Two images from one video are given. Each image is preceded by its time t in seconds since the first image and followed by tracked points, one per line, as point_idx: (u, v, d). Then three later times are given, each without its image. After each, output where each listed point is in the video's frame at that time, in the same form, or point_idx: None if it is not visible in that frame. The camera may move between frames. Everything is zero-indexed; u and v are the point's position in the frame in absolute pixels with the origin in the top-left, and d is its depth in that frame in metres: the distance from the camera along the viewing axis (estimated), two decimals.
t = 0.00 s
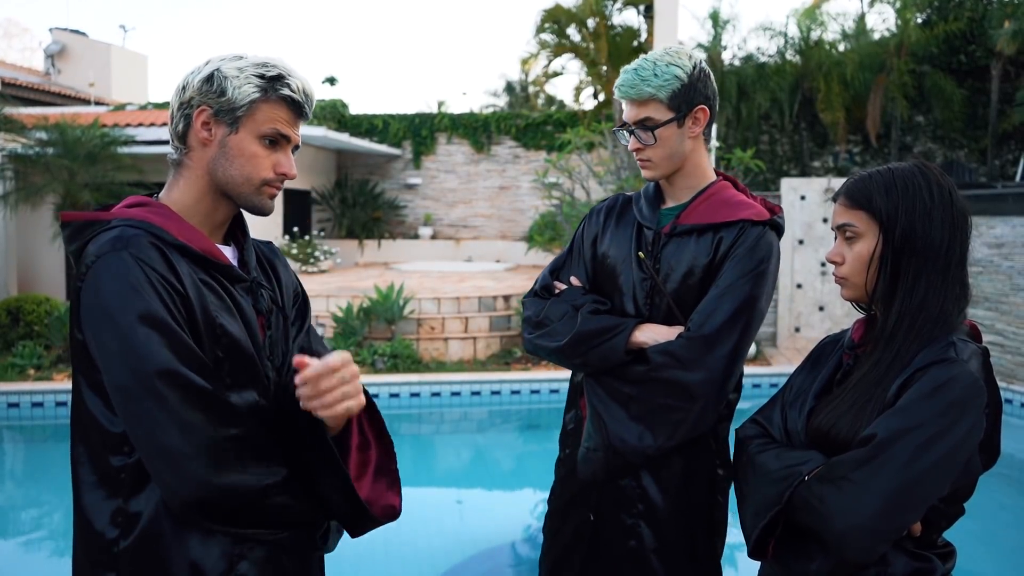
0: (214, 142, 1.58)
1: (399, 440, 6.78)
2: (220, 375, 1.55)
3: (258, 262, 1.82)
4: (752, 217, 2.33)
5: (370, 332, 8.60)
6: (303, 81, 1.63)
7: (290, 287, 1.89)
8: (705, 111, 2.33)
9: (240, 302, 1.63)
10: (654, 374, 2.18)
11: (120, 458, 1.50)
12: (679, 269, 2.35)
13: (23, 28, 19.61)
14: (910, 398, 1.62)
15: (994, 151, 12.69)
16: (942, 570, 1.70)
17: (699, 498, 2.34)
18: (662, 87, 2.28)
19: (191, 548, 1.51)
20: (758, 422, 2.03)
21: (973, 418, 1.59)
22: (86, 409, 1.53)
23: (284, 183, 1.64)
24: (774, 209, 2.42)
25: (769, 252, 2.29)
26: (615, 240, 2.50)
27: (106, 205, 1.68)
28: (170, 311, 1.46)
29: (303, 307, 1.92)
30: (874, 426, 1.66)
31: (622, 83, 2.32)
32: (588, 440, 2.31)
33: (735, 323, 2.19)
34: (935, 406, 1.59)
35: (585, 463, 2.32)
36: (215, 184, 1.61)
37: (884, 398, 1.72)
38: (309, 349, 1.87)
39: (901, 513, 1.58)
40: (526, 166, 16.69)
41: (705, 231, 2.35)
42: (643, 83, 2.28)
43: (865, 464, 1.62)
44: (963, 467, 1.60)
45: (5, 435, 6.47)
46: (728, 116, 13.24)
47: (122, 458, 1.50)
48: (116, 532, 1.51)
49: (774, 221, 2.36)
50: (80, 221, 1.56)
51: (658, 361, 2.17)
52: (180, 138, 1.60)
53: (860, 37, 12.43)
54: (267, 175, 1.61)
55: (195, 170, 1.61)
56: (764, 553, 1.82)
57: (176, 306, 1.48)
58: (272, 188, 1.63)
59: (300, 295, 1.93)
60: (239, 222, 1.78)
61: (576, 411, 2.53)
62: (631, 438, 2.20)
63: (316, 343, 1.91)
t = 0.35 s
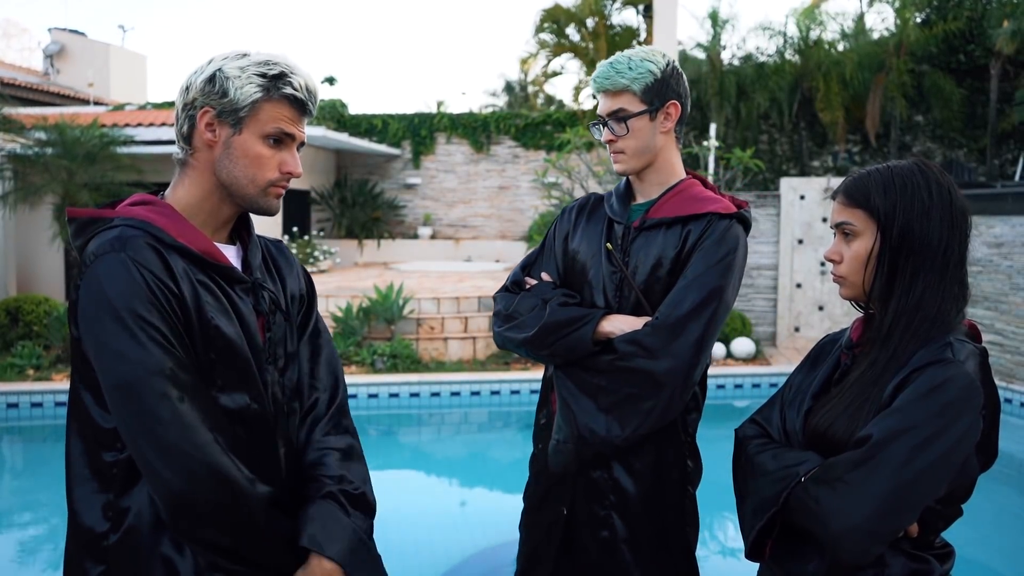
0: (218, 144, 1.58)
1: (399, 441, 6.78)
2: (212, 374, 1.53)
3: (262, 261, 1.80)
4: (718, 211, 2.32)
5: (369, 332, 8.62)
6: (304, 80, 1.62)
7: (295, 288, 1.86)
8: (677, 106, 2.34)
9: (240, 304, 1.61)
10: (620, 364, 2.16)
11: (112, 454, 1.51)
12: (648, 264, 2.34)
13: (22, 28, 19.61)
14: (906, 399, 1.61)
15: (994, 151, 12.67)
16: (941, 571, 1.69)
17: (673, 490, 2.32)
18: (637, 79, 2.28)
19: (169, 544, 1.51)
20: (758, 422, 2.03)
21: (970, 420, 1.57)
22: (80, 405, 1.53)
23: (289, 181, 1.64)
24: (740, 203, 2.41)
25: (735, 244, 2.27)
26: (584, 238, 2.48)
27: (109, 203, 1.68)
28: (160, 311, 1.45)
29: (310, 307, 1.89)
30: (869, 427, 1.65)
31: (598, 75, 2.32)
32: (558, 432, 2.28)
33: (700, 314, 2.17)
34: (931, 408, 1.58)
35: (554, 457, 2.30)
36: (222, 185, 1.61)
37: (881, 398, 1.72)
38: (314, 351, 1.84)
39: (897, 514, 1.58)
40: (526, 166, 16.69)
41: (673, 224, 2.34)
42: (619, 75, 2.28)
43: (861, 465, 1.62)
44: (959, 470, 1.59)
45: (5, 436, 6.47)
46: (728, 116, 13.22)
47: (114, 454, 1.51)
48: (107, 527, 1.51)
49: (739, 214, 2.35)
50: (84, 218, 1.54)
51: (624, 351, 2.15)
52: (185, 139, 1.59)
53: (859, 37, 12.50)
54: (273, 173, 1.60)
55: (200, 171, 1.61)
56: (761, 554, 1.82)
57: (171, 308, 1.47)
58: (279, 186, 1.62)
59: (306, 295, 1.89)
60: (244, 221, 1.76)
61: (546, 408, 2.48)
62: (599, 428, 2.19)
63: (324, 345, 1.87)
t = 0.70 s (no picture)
0: (189, 144, 1.56)
1: (399, 441, 6.77)
2: (190, 381, 1.53)
3: (246, 259, 1.77)
4: (705, 208, 2.32)
5: (369, 332, 8.62)
6: (269, 66, 1.60)
7: (282, 287, 1.83)
8: (666, 106, 2.35)
9: (218, 306, 1.60)
10: (618, 363, 2.16)
11: (91, 465, 1.49)
12: (640, 265, 2.33)
13: (22, 28, 19.61)
14: (899, 401, 1.61)
15: (994, 151, 12.67)
16: (936, 572, 1.68)
17: (667, 488, 2.31)
18: (633, 78, 2.28)
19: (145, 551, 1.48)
20: (755, 422, 2.03)
21: (965, 421, 1.56)
22: (59, 416, 1.53)
23: (267, 173, 1.62)
24: (723, 200, 2.42)
25: (722, 242, 2.28)
26: (571, 242, 2.46)
27: (84, 209, 1.67)
28: (132, 318, 1.44)
29: (298, 304, 1.85)
30: (863, 428, 1.65)
31: (593, 72, 2.30)
32: (554, 434, 2.26)
33: (691, 312, 2.17)
34: (925, 410, 1.57)
35: (551, 458, 2.27)
36: (197, 185, 1.59)
37: (874, 399, 1.71)
38: (305, 348, 1.82)
39: (891, 516, 1.57)
40: (526, 166, 16.69)
41: (661, 223, 2.34)
42: (616, 72, 2.27)
43: (853, 467, 1.62)
44: (952, 472, 1.57)
45: (5, 437, 6.46)
46: (728, 116, 13.22)
47: (93, 464, 1.49)
48: (86, 537, 1.52)
49: (724, 212, 2.36)
50: (58, 222, 1.55)
51: (622, 351, 2.15)
52: (152, 140, 1.58)
53: (859, 37, 12.50)
54: (250, 168, 1.59)
55: (173, 172, 1.59)
56: (757, 556, 1.82)
57: (143, 315, 1.47)
58: (257, 180, 1.61)
59: (296, 293, 1.86)
60: (225, 217, 1.75)
61: (536, 410, 2.45)
62: (599, 430, 2.18)
63: (312, 341, 1.85)
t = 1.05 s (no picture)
0: (138, 137, 1.43)
1: (399, 441, 6.77)
2: (152, 400, 1.39)
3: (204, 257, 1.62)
4: (704, 208, 2.31)
5: (368, 332, 8.62)
6: (219, 47, 1.47)
7: (246, 287, 1.69)
8: (669, 108, 2.35)
9: (178, 311, 1.46)
10: (621, 362, 2.16)
11: (45, 492, 1.38)
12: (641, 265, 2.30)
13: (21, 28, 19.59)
14: (897, 400, 1.60)
15: (993, 150, 12.68)
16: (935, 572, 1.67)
17: (667, 486, 2.30)
18: (642, 78, 2.27)
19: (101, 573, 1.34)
20: (756, 421, 2.03)
21: (964, 420, 1.55)
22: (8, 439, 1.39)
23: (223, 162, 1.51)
24: (720, 199, 2.41)
25: (721, 243, 2.27)
26: (568, 245, 2.44)
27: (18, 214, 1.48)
28: (82, 332, 1.30)
29: (265, 305, 1.72)
30: (862, 427, 1.65)
31: (604, 69, 2.27)
32: (553, 430, 2.25)
33: (693, 313, 2.17)
34: (923, 410, 1.56)
35: (549, 455, 2.27)
36: (149, 182, 1.46)
37: (874, 398, 1.71)
38: (276, 351, 1.68)
39: (889, 515, 1.57)
40: (525, 166, 16.69)
41: (661, 223, 2.32)
42: (627, 71, 2.25)
43: (851, 467, 1.62)
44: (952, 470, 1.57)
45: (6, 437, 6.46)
46: (727, 115, 13.22)
47: (47, 492, 1.38)
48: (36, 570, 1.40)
49: (723, 211, 2.35)
50: None
51: (628, 349, 2.16)
52: (91, 135, 1.42)
53: (858, 37, 12.49)
54: (205, 158, 1.47)
55: (122, 169, 1.45)
56: (755, 555, 1.82)
57: (94, 329, 1.32)
58: (212, 171, 1.49)
59: (262, 293, 1.72)
60: (178, 213, 1.60)
61: (535, 409, 2.43)
62: (600, 425, 2.19)
63: (282, 341, 1.71)
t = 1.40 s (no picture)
0: (73, 122, 1.35)
1: (398, 440, 6.76)
2: (89, 414, 1.30)
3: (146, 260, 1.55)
4: (708, 208, 2.29)
5: (368, 331, 8.62)
6: (173, 40, 1.43)
7: (195, 296, 1.63)
8: (672, 109, 2.34)
9: (120, 313, 1.38)
10: (630, 362, 2.16)
11: None
12: (646, 265, 2.27)
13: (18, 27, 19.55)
14: (909, 401, 1.60)
15: (993, 150, 12.70)
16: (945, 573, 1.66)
17: (673, 485, 2.27)
18: (649, 86, 2.24)
19: None
20: (765, 420, 2.01)
21: (976, 421, 1.55)
22: None
23: (165, 160, 1.44)
24: (726, 198, 2.40)
25: (725, 243, 2.26)
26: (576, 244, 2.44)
27: None
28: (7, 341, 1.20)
29: (213, 319, 1.65)
30: (874, 427, 1.63)
31: (611, 78, 2.23)
32: (557, 422, 2.26)
33: (700, 316, 2.16)
34: (936, 410, 1.56)
35: (551, 444, 2.28)
36: (83, 173, 1.37)
37: (886, 398, 1.70)
38: (226, 372, 1.62)
39: (899, 516, 1.56)
40: (525, 165, 16.71)
41: (667, 225, 2.30)
42: (634, 80, 2.22)
43: (862, 467, 1.61)
44: (965, 471, 1.57)
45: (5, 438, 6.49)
46: (727, 115, 13.22)
47: None
48: None
49: (728, 211, 2.33)
50: None
51: (634, 349, 2.16)
52: (24, 117, 1.35)
53: (859, 36, 12.47)
54: (144, 154, 1.39)
55: (54, 158, 1.37)
56: (764, 552, 1.82)
57: (21, 337, 1.23)
58: (151, 167, 1.41)
59: (210, 305, 1.66)
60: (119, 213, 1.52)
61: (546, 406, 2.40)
62: (604, 421, 2.20)
63: (235, 364, 1.66)
